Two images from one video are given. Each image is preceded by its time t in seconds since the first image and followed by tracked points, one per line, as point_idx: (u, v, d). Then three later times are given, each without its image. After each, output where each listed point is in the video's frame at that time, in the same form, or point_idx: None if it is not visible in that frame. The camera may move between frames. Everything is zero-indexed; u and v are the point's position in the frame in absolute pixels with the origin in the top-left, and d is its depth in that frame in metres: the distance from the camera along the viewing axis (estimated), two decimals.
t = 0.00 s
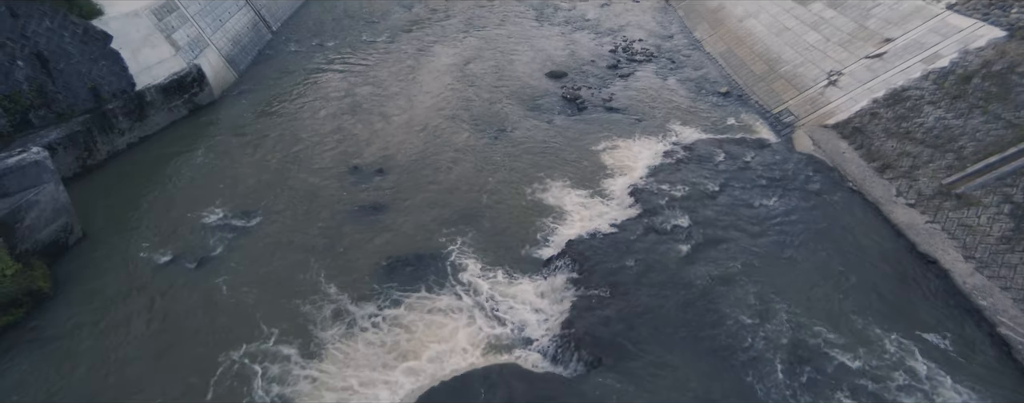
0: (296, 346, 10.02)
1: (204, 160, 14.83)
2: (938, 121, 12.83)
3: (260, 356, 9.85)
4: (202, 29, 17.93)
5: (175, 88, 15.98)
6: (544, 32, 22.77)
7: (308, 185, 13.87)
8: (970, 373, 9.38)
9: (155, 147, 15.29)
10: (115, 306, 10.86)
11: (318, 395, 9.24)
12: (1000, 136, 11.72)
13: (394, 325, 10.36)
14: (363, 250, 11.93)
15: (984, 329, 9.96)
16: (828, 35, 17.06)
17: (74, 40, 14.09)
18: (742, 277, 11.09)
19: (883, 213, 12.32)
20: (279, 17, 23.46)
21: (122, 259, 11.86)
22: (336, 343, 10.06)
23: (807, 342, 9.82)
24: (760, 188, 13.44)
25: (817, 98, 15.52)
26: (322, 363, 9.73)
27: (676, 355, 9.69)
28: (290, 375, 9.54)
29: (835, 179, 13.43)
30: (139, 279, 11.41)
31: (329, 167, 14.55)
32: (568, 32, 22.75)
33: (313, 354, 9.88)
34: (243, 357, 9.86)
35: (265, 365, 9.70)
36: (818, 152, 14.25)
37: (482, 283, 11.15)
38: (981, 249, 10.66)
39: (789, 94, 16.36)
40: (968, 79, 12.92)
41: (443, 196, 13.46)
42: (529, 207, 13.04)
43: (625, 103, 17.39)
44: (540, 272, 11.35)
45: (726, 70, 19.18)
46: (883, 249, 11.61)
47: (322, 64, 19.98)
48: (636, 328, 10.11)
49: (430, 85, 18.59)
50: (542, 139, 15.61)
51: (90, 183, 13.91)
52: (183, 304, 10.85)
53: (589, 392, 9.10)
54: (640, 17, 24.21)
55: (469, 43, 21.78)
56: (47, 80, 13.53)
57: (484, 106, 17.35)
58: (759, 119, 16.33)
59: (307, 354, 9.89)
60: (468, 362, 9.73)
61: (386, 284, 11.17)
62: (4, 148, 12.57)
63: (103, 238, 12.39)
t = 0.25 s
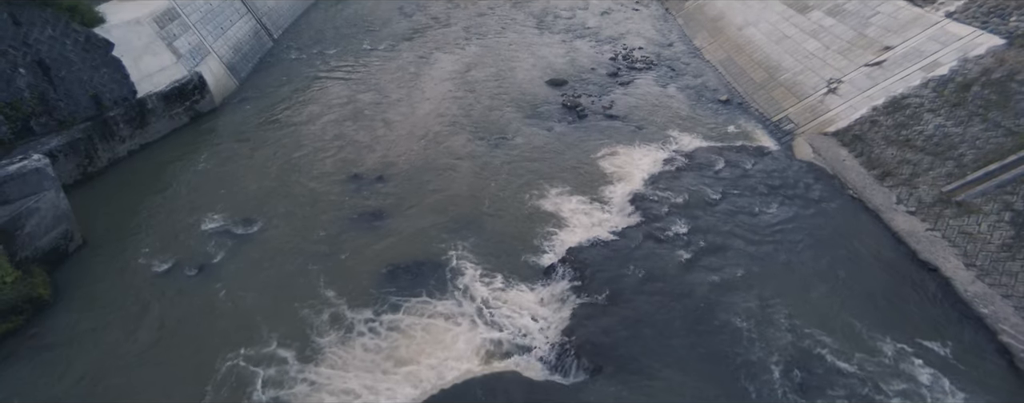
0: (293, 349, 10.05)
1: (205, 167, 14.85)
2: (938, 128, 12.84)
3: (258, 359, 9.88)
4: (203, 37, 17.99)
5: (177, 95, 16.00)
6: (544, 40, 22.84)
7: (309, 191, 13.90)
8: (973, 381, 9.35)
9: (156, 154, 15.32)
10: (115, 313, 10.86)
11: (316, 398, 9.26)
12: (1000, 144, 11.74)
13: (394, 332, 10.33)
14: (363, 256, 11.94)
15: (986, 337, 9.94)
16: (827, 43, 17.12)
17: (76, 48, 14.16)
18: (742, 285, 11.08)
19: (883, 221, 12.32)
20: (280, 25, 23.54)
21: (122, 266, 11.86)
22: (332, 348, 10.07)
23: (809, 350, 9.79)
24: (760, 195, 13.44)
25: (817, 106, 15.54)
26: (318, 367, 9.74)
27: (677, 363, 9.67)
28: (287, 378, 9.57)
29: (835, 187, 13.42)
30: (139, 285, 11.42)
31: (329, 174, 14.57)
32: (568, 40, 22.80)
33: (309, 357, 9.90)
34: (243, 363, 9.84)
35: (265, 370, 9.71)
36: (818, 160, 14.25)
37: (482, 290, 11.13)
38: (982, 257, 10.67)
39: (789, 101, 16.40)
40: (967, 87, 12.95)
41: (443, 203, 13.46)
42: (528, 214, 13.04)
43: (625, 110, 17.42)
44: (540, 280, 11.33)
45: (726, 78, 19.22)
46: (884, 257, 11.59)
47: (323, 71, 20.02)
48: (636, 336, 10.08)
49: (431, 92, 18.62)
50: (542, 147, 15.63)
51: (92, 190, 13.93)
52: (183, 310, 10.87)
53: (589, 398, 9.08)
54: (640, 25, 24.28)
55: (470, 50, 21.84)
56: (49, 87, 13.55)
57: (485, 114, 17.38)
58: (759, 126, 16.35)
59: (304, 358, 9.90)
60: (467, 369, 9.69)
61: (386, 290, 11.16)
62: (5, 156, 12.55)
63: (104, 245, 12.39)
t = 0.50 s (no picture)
0: (291, 354, 10.05)
1: (206, 174, 14.88)
2: (937, 136, 12.85)
3: (257, 366, 9.85)
4: (205, 45, 18.05)
5: (178, 102, 16.04)
6: (544, 48, 22.90)
7: (309, 198, 13.91)
8: (975, 389, 9.30)
9: (157, 160, 15.35)
10: (115, 319, 10.86)
11: None
12: (999, 151, 11.73)
13: (393, 339, 10.30)
14: (363, 263, 11.94)
15: (987, 345, 9.90)
16: (827, 51, 17.17)
17: (77, 56, 14.19)
18: (742, 293, 11.06)
19: (883, 229, 12.32)
20: (281, 33, 23.62)
21: (122, 273, 11.86)
22: (328, 352, 10.08)
23: (810, 359, 9.76)
24: (761, 203, 13.45)
25: (816, 114, 15.57)
26: (315, 373, 9.73)
27: (677, 371, 9.64)
28: (286, 386, 9.53)
29: (835, 195, 13.42)
30: (140, 291, 11.43)
31: (329, 181, 14.58)
32: (568, 48, 22.87)
33: (308, 365, 9.87)
34: (241, 370, 9.80)
35: (263, 378, 9.66)
36: (818, 168, 14.25)
37: (482, 297, 11.12)
38: (983, 265, 10.65)
39: (789, 109, 16.44)
40: (967, 95, 12.97)
41: (443, 210, 13.46)
42: (528, 222, 13.03)
43: (625, 118, 17.45)
44: (540, 287, 11.31)
45: (726, 85, 19.26)
46: (884, 264, 11.59)
47: (324, 79, 20.07)
48: (636, 344, 10.06)
49: (431, 100, 18.65)
50: (542, 154, 15.64)
51: (92, 197, 13.94)
52: (183, 316, 10.87)
53: None
54: (640, 33, 24.37)
55: (470, 58, 21.90)
56: (50, 94, 13.59)
57: (485, 121, 17.39)
58: (759, 134, 16.39)
59: (301, 363, 9.90)
60: (466, 376, 9.65)
61: (385, 298, 11.14)
62: (5, 163, 12.59)
63: (104, 252, 12.40)
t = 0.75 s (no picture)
0: (291, 361, 10.02)
1: (207, 181, 14.90)
2: (937, 144, 12.86)
3: (256, 374, 9.81)
4: (206, 53, 18.11)
5: (179, 110, 16.08)
6: (545, 56, 22.97)
7: (310, 206, 13.91)
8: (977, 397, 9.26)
9: (158, 167, 15.38)
10: (115, 327, 10.84)
11: None
12: (1000, 159, 11.73)
13: (393, 347, 10.26)
14: (363, 270, 11.93)
15: (989, 353, 9.87)
16: (826, 59, 17.21)
17: (78, 64, 14.23)
18: (743, 301, 11.04)
19: (884, 236, 12.30)
20: (282, 41, 23.69)
21: (122, 280, 11.84)
22: (326, 358, 10.07)
23: (811, 367, 9.73)
24: (761, 211, 13.45)
25: (816, 122, 15.60)
26: (315, 381, 9.69)
27: (678, 379, 9.60)
28: (285, 394, 9.48)
29: (835, 203, 13.42)
30: (141, 297, 11.43)
31: (330, 188, 14.58)
32: (568, 56, 22.95)
33: (308, 372, 9.83)
34: (241, 378, 9.77)
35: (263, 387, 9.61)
36: (818, 175, 14.25)
37: (482, 304, 11.10)
38: (984, 273, 10.63)
39: (789, 117, 16.47)
40: (966, 103, 13.00)
41: (443, 218, 13.45)
42: (528, 229, 13.02)
43: (625, 126, 17.46)
44: (540, 295, 11.29)
45: (726, 93, 19.30)
46: (885, 272, 11.58)
47: (324, 87, 20.10)
48: (637, 352, 10.02)
49: (431, 107, 18.69)
50: (542, 162, 15.65)
51: (94, 203, 13.96)
52: (183, 323, 10.86)
53: None
54: (639, 41, 24.45)
55: (470, 66, 21.95)
56: (51, 102, 13.63)
57: (484, 129, 17.40)
58: (758, 142, 16.41)
59: (301, 371, 9.86)
60: (466, 384, 9.61)
61: (385, 305, 11.12)
62: (6, 170, 12.61)
63: (105, 259, 12.39)
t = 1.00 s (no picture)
0: (291, 369, 9.99)
1: (208, 187, 14.93)
2: (937, 152, 12.83)
3: (255, 382, 9.78)
4: (207, 60, 18.17)
5: (180, 117, 16.12)
6: (545, 63, 23.03)
7: (310, 213, 13.91)
8: None
9: (159, 174, 15.41)
10: (115, 334, 10.83)
11: None
12: (999, 167, 11.68)
13: (392, 355, 10.23)
14: (363, 278, 11.91)
15: (991, 361, 9.82)
16: (826, 67, 17.25)
17: (80, 72, 14.25)
18: (744, 309, 11.02)
19: (885, 244, 12.29)
20: (283, 49, 23.78)
21: (123, 287, 11.83)
22: (325, 366, 10.04)
23: (812, 375, 9.70)
24: (761, 218, 13.45)
25: (816, 129, 15.62)
26: (314, 388, 9.66)
27: (678, 387, 9.57)
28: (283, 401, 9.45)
29: (835, 210, 13.43)
30: (141, 304, 11.43)
31: (330, 195, 14.58)
32: (569, 63, 23.01)
33: (307, 380, 9.79)
34: (240, 385, 9.74)
35: (261, 394, 9.57)
36: (818, 183, 14.27)
37: (482, 312, 11.09)
38: (985, 281, 10.58)
39: (789, 125, 16.50)
40: (966, 111, 12.98)
41: (444, 226, 13.44)
42: (529, 237, 13.00)
43: (625, 134, 17.49)
44: (540, 303, 11.27)
45: (726, 101, 19.34)
46: (887, 280, 11.56)
47: (325, 95, 20.15)
48: (637, 361, 9.99)
49: (432, 115, 18.72)
50: (542, 169, 15.66)
51: (94, 210, 13.98)
52: (183, 329, 10.85)
53: None
54: (640, 49, 24.53)
55: (471, 74, 22.01)
56: (53, 109, 13.68)
57: (485, 136, 17.42)
58: (758, 150, 16.43)
59: (300, 379, 9.82)
60: (465, 392, 9.57)
61: (385, 313, 11.09)
62: (6, 178, 12.63)
63: (105, 266, 12.39)
